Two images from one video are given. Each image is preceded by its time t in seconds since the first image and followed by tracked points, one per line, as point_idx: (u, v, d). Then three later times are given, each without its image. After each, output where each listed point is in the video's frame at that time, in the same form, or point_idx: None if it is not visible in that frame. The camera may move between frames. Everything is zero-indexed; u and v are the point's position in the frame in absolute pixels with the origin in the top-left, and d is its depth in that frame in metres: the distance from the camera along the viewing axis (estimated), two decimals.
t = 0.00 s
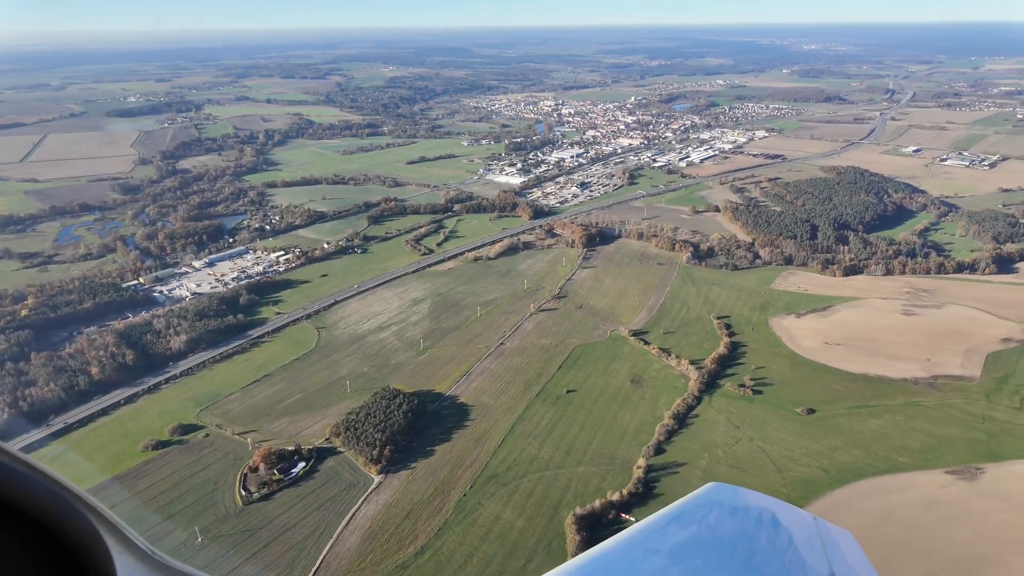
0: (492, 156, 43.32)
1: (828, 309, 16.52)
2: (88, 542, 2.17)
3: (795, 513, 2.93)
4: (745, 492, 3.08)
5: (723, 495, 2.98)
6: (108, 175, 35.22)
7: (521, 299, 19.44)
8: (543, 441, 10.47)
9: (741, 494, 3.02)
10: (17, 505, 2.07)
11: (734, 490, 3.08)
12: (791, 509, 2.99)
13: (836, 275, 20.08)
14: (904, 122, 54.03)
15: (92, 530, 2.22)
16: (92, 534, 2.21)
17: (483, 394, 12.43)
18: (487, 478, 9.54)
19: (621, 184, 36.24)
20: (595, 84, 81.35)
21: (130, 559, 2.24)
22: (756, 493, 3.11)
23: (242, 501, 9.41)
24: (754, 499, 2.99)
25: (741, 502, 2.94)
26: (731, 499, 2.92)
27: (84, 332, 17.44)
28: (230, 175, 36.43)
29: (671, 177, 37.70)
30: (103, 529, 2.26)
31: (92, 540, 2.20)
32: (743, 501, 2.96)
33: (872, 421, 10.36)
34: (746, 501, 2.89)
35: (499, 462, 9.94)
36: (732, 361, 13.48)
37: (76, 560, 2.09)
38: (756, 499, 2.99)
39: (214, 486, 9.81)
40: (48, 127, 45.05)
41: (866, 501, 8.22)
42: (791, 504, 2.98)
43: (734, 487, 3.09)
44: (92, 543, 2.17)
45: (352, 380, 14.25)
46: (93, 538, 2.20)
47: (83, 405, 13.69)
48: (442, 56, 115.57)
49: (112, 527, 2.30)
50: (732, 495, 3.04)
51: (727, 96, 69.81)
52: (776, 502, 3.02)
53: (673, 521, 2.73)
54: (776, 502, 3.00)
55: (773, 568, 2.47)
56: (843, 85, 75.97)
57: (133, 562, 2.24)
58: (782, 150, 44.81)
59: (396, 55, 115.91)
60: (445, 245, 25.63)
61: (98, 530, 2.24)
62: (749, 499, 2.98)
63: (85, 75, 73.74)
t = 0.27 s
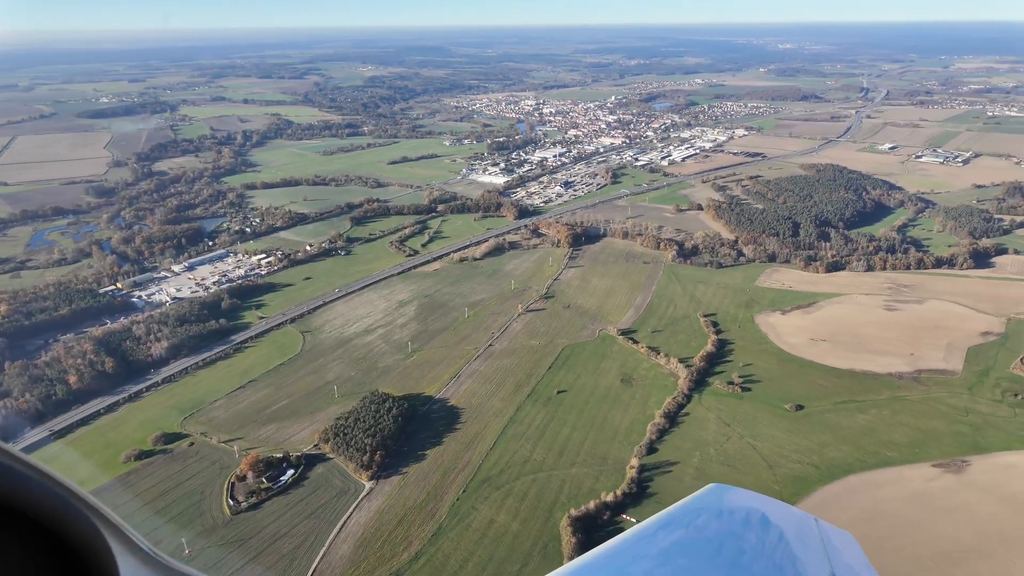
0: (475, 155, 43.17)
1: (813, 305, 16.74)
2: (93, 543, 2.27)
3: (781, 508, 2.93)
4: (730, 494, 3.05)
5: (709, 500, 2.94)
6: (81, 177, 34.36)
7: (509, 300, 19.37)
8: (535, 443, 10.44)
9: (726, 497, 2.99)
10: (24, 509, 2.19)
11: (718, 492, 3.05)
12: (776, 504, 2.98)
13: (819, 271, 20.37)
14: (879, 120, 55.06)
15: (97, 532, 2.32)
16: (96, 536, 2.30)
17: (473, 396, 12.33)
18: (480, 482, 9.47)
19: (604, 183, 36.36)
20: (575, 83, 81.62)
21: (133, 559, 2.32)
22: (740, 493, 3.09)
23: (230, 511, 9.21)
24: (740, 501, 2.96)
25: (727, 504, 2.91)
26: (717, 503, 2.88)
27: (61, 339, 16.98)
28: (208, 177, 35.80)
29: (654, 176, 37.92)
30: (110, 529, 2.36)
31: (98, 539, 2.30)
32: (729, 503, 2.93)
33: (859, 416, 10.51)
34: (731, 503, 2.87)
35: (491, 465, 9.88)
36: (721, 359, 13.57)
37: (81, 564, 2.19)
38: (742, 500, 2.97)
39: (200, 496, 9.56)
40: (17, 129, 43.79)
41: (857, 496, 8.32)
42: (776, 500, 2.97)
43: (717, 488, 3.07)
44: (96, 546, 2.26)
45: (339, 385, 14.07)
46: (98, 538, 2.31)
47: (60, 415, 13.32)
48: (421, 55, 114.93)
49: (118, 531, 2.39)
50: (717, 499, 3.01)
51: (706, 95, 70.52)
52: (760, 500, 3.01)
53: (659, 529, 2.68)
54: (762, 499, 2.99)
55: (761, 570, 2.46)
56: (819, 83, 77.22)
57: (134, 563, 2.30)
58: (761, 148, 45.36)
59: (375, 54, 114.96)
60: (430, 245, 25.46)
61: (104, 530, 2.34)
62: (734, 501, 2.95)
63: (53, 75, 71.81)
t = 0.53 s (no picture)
0: (459, 155, 42.97)
1: (800, 300, 16.91)
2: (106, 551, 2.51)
3: (769, 506, 3.00)
4: (719, 496, 3.11)
5: (698, 504, 3.00)
6: (55, 182, 33.52)
7: (498, 300, 19.30)
8: (529, 444, 10.40)
9: (715, 500, 3.05)
10: (49, 517, 2.43)
11: (707, 495, 3.10)
12: (763, 501, 3.06)
13: (804, 267, 20.61)
14: (857, 116, 55.92)
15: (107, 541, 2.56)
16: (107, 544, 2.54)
17: (465, 399, 12.25)
18: (476, 485, 9.41)
19: (589, 181, 36.41)
20: (556, 82, 81.70)
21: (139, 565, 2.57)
22: (727, 493, 3.16)
23: (222, 521, 9.00)
24: (729, 503, 3.02)
25: (716, 506, 2.97)
26: (706, 506, 2.93)
27: (39, 348, 16.56)
28: (187, 180, 35.17)
29: (638, 174, 38.07)
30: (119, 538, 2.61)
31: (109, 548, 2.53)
32: (718, 506, 2.98)
33: (849, 409, 10.65)
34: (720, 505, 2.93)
35: (486, 468, 9.82)
36: (711, 356, 13.66)
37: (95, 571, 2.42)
38: (731, 501, 3.03)
39: (190, 506, 9.29)
40: None
41: (851, 490, 8.41)
42: (763, 498, 3.04)
43: (704, 490, 3.13)
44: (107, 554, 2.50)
45: (329, 390, 13.89)
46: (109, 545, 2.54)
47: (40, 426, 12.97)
48: (400, 54, 114.17)
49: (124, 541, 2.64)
50: (705, 503, 3.06)
51: (687, 93, 71.03)
52: (748, 499, 3.07)
53: (649, 536, 2.72)
54: (750, 498, 3.05)
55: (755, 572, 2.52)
56: (797, 80, 78.21)
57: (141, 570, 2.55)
58: (743, 145, 45.79)
59: (353, 54, 113.89)
60: (416, 246, 25.28)
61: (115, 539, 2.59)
62: (723, 503, 3.01)
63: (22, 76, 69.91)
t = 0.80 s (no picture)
0: (442, 152, 42.72)
1: (787, 292, 17.08)
2: (100, 534, 2.21)
3: (759, 499, 2.96)
4: (708, 492, 3.05)
5: (688, 502, 2.92)
6: (28, 185, 32.66)
7: (487, 298, 19.23)
8: (524, 442, 10.36)
9: (704, 497, 2.98)
10: (32, 499, 2.11)
11: (696, 493, 3.04)
12: (752, 493, 3.03)
13: (790, 259, 20.85)
14: (835, 108, 56.70)
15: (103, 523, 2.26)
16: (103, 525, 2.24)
17: (458, 398, 12.17)
18: (472, 485, 9.34)
19: (574, 177, 36.44)
20: (537, 77, 81.61)
21: (139, 549, 2.30)
22: (715, 488, 3.10)
23: (214, 529, 8.84)
24: (718, 497, 2.97)
25: (705, 502, 2.91)
26: (696, 504, 2.86)
27: (17, 356, 16.13)
28: (165, 181, 34.51)
29: (623, 169, 38.17)
30: (120, 517, 2.31)
31: (104, 530, 2.24)
32: (706, 502, 2.92)
33: (839, 400, 10.80)
34: (709, 500, 2.87)
35: (481, 468, 9.76)
36: (701, 349, 13.74)
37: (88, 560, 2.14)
38: (720, 496, 2.98)
39: (180, 514, 9.10)
40: None
41: (844, 479, 8.52)
42: (753, 493, 2.98)
43: (695, 489, 3.04)
44: (102, 538, 2.20)
45: (319, 392, 13.72)
46: (106, 528, 2.25)
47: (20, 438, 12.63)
48: (380, 51, 113.13)
49: (126, 521, 2.34)
50: (694, 500, 3.00)
51: (668, 87, 71.41)
52: (738, 494, 3.01)
53: (639, 536, 2.65)
54: (739, 491, 3.01)
55: (747, 565, 2.46)
56: (776, 73, 79.01)
57: (139, 556, 2.27)
58: (725, 139, 46.14)
59: (332, 50, 112.59)
60: (402, 245, 25.08)
61: (112, 518, 2.29)
62: (712, 499, 2.95)
63: None
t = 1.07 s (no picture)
0: (425, 152, 42.48)
1: (772, 290, 17.26)
2: (108, 537, 2.04)
3: (750, 497, 2.93)
4: (698, 493, 3.01)
5: (678, 506, 2.86)
6: None
7: (475, 299, 19.12)
8: (516, 445, 10.29)
9: (695, 500, 2.92)
10: (33, 497, 1.91)
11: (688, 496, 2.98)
12: (743, 494, 2.97)
13: (774, 256, 21.09)
14: (813, 107, 57.54)
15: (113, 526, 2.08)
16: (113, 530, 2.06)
17: (448, 401, 12.06)
18: (465, 489, 9.26)
19: (558, 176, 36.47)
20: (519, 77, 81.59)
21: (150, 551, 2.12)
22: (706, 489, 3.07)
23: (202, 541, 8.63)
24: (708, 501, 2.92)
25: (693, 503, 2.87)
26: (686, 508, 2.80)
27: None
28: (142, 183, 33.80)
29: (606, 168, 38.29)
30: (130, 520, 2.13)
31: (113, 532, 2.07)
32: (696, 505, 2.87)
33: (827, 397, 10.94)
34: (697, 500, 2.84)
35: (474, 471, 9.68)
36: (690, 348, 13.81)
37: (96, 566, 1.97)
38: (710, 499, 2.93)
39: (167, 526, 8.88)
40: None
41: (835, 475, 8.61)
42: (744, 494, 2.93)
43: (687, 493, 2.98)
44: (114, 543, 2.03)
45: (307, 397, 13.52)
46: (116, 530, 2.08)
47: None
48: (358, 50, 112.15)
49: (136, 523, 2.16)
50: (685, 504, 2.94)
51: (649, 86, 71.89)
52: (729, 496, 2.95)
53: (627, 541, 2.60)
54: (728, 491, 2.97)
55: (736, 563, 2.44)
56: (754, 72, 79.96)
57: (149, 558, 2.09)
58: (706, 137, 46.56)
59: (310, 49, 111.37)
60: (388, 246, 24.86)
61: (123, 521, 2.11)
62: (702, 502, 2.90)
63: None
